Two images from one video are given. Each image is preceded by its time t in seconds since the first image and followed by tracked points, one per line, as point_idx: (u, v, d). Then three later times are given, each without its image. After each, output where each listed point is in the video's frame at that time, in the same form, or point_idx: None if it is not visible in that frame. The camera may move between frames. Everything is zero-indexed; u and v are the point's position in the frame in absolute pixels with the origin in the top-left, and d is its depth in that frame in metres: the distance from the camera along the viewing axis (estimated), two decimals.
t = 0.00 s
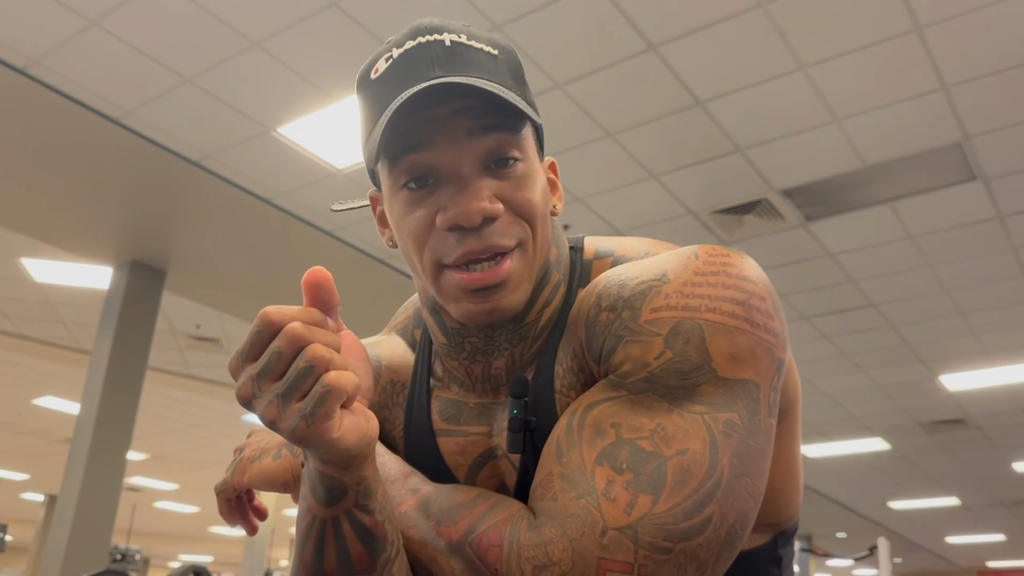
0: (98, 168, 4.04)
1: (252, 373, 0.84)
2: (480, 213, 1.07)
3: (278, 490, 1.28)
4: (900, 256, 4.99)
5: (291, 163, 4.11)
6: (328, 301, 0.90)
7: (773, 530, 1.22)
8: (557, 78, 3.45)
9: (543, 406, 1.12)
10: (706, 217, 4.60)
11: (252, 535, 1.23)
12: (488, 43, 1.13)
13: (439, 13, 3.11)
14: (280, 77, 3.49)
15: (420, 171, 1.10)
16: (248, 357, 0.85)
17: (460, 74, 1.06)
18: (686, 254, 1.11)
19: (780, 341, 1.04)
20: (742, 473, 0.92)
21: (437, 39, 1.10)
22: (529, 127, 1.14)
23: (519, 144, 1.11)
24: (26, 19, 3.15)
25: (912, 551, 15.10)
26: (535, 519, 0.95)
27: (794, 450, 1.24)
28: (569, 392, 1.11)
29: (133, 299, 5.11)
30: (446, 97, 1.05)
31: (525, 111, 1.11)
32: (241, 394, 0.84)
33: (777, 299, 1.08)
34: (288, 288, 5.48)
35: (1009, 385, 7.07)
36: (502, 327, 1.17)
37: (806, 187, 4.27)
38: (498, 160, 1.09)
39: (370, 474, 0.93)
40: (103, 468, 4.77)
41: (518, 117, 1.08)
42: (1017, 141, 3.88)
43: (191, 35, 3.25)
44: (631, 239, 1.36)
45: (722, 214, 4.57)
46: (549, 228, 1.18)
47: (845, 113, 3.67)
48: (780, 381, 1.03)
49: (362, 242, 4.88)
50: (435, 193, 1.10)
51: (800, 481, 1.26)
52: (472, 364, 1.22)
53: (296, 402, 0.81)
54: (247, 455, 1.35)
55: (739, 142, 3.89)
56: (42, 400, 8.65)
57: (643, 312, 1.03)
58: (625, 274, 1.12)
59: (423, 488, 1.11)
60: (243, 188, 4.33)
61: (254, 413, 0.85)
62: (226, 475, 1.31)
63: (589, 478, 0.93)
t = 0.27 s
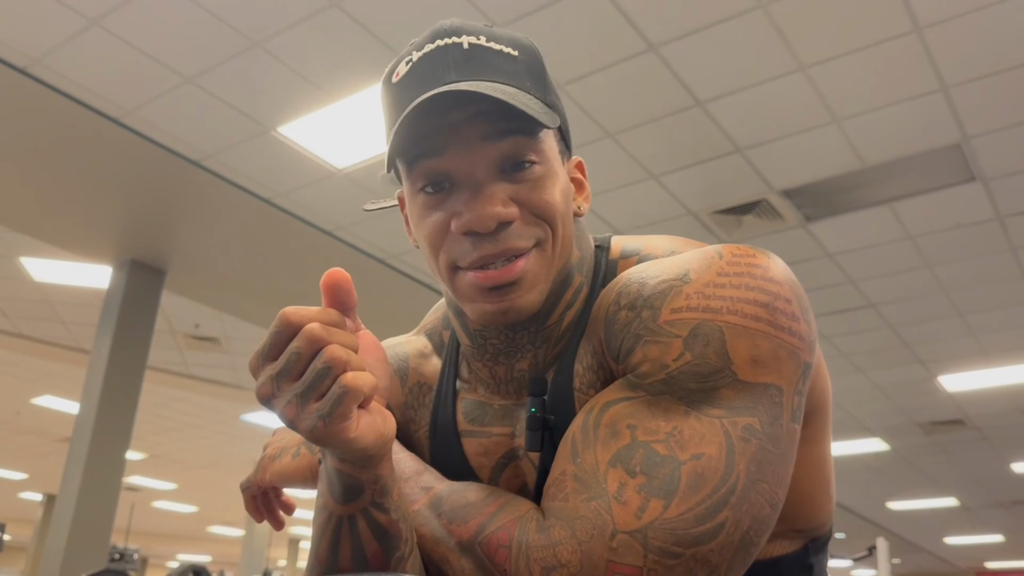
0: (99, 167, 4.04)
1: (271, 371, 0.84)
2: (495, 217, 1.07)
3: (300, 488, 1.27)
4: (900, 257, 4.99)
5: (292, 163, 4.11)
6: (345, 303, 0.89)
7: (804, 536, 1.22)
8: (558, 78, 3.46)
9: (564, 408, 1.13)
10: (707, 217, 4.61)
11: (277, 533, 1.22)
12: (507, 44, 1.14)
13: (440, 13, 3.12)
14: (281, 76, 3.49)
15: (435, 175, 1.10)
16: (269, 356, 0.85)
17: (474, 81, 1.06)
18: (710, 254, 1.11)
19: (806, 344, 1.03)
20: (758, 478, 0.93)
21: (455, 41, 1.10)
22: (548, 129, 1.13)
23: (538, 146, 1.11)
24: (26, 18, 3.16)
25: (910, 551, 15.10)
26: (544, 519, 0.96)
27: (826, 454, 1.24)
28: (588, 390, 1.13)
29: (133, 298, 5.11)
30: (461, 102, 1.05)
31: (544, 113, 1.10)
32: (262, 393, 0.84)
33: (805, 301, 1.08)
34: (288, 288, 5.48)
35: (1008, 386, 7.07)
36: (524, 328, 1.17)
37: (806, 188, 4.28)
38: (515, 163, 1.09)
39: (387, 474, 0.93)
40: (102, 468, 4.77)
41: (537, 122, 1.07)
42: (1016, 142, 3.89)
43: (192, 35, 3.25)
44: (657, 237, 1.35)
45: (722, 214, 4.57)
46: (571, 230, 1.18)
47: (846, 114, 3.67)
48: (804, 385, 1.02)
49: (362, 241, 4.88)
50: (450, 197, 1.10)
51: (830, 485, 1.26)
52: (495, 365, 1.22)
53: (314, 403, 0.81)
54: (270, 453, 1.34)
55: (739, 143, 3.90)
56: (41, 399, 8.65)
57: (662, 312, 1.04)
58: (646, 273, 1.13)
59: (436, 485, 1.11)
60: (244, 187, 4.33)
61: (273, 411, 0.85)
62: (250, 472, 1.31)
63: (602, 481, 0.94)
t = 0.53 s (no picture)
0: (97, 164, 4.04)
1: (277, 380, 0.81)
2: (425, 205, 1.02)
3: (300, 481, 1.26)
4: (898, 255, 5.00)
5: (290, 160, 4.11)
6: (349, 306, 0.88)
7: (797, 532, 1.21)
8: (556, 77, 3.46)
9: (565, 399, 1.10)
10: (705, 215, 4.61)
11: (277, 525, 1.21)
12: (478, 32, 1.08)
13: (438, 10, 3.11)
14: (279, 74, 3.49)
15: (385, 162, 1.08)
16: (273, 364, 0.82)
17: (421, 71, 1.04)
18: (715, 250, 1.09)
19: (810, 344, 1.03)
20: (762, 479, 0.93)
21: (423, 33, 1.10)
22: (504, 117, 1.05)
23: (483, 134, 1.04)
24: (24, 15, 3.15)
25: (907, 548, 15.15)
26: (546, 520, 0.94)
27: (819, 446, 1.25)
28: (592, 385, 1.09)
29: (131, 296, 5.11)
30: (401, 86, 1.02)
31: (492, 99, 1.03)
32: (268, 399, 0.81)
33: (809, 300, 1.08)
34: (287, 286, 5.48)
35: (1005, 384, 7.09)
36: (512, 318, 1.15)
37: (805, 186, 4.28)
38: (454, 152, 1.03)
39: (390, 476, 0.92)
40: (101, 466, 4.77)
41: (467, 111, 0.99)
42: (1014, 141, 3.89)
43: (190, 32, 3.25)
44: (663, 229, 1.32)
45: (721, 212, 4.57)
46: (538, 223, 1.09)
47: (844, 113, 3.68)
48: (807, 384, 1.03)
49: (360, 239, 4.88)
50: (399, 185, 1.07)
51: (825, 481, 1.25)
52: (492, 356, 1.20)
53: (320, 412, 0.78)
54: (271, 446, 1.33)
55: (737, 141, 3.90)
56: (39, 397, 8.66)
57: (669, 311, 1.01)
58: (651, 268, 1.09)
59: (436, 482, 1.10)
60: (242, 185, 4.33)
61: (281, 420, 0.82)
62: (250, 466, 1.30)
63: (606, 481, 0.93)
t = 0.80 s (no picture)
0: (98, 161, 4.04)
1: (286, 386, 0.80)
2: (414, 199, 1.02)
3: (295, 477, 1.26)
4: (898, 252, 5.00)
5: (290, 157, 4.11)
6: (355, 308, 0.87)
7: (775, 524, 1.21)
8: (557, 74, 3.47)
9: (557, 395, 1.09)
10: (705, 212, 4.61)
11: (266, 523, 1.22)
12: (465, 30, 1.08)
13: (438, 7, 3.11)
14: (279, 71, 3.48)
15: (376, 157, 1.08)
16: (281, 365, 0.82)
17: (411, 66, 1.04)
18: (703, 250, 1.11)
19: (796, 341, 1.05)
20: (757, 473, 0.94)
21: (411, 32, 1.10)
22: (494, 114, 1.05)
23: (473, 129, 1.04)
24: (24, 11, 3.15)
25: (907, 544, 15.19)
26: (551, 516, 0.93)
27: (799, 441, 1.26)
28: (585, 382, 1.09)
29: (132, 293, 5.11)
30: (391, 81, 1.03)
31: (482, 96, 1.03)
32: (276, 402, 0.81)
33: (793, 298, 1.10)
34: (287, 282, 5.48)
35: (1005, 380, 7.10)
36: (501, 315, 1.15)
37: (804, 183, 4.29)
38: (443, 146, 1.04)
39: (394, 473, 0.90)
40: (102, 463, 4.78)
41: (458, 106, 0.99)
42: (1014, 137, 3.89)
43: (191, 28, 3.25)
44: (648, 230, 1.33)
45: (721, 209, 4.57)
46: (525, 218, 1.09)
47: (844, 110, 3.68)
48: (793, 380, 1.05)
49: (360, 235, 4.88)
50: (390, 179, 1.07)
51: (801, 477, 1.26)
52: (480, 352, 1.19)
53: (331, 412, 0.78)
54: (264, 442, 1.32)
55: (738, 137, 3.90)
56: (40, 393, 8.67)
57: (664, 309, 1.02)
58: (644, 267, 1.10)
59: (437, 480, 1.08)
60: (242, 181, 4.33)
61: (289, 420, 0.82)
62: (243, 462, 1.30)
63: (608, 476, 0.93)
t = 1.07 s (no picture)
0: (104, 158, 4.06)
1: (301, 385, 0.82)
2: (416, 209, 1.01)
3: (304, 480, 1.26)
4: (903, 247, 4.99)
5: (295, 155, 4.12)
6: (366, 309, 0.89)
7: (769, 522, 1.22)
8: (562, 69, 3.46)
9: (559, 396, 1.09)
10: (710, 208, 4.61)
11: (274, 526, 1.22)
12: (459, 42, 1.08)
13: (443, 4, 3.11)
14: (285, 68, 3.50)
15: (374, 169, 1.07)
16: (297, 367, 0.82)
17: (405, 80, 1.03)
18: (698, 252, 1.11)
19: (791, 338, 1.06)
20: (759, 467, 0.95)
21: (406, 46, 1.09)
22: (490, 122, 1.04)
23: (470, 139, 1.03)
24: (31, 10, 3.16)
25: (912, 539, 15.18)
26: (564, 514, 0.94)
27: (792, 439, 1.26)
28: (586, 384, 1.09)
29: (139, 290, 5.13)
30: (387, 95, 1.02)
31: (477, 106, 1.02)
32: (293, 404, 0.82)
33: (786, 297, 1.11)
34: (292, 279, 5.49)
35: (1010, 375, 7.09)
36: (500, 318, 1.14)
37: (810, 178, 4.28)
38: (442, 156, 1.03)
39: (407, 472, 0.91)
40: (110, 460, 4.81)
41: (455, 117, 0.99)
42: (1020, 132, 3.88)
43: (196, 26, 3.26)
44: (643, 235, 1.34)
45: (726, 204, 4.57)
46: (523, 226, 1.09)
47: (849, 105, 3.67)
48: (789, 376, 1.06)
49: (365, 231, 4.89)
50: (388, 190, 1.06)
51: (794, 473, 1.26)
52: (480, 356, 1.18)
53: (348, 410, 0.79)
54: (273, 446, 1.33)
55: (742, 133, 3.89)
56: (47, 389, 8.71)
57: (664, 311, 1.02)
58: (642, 270, 1.11)
59: (448, 481, 1.09)
60: (248, 179, 4.34)
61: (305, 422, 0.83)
62: (251, 465, 1.30)
63: (616, 475, 0.94)
